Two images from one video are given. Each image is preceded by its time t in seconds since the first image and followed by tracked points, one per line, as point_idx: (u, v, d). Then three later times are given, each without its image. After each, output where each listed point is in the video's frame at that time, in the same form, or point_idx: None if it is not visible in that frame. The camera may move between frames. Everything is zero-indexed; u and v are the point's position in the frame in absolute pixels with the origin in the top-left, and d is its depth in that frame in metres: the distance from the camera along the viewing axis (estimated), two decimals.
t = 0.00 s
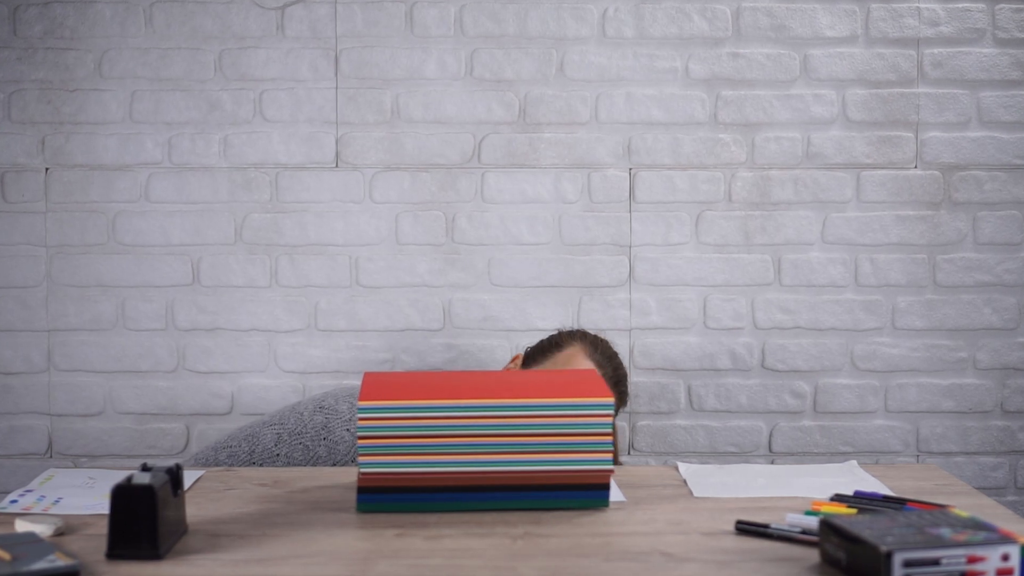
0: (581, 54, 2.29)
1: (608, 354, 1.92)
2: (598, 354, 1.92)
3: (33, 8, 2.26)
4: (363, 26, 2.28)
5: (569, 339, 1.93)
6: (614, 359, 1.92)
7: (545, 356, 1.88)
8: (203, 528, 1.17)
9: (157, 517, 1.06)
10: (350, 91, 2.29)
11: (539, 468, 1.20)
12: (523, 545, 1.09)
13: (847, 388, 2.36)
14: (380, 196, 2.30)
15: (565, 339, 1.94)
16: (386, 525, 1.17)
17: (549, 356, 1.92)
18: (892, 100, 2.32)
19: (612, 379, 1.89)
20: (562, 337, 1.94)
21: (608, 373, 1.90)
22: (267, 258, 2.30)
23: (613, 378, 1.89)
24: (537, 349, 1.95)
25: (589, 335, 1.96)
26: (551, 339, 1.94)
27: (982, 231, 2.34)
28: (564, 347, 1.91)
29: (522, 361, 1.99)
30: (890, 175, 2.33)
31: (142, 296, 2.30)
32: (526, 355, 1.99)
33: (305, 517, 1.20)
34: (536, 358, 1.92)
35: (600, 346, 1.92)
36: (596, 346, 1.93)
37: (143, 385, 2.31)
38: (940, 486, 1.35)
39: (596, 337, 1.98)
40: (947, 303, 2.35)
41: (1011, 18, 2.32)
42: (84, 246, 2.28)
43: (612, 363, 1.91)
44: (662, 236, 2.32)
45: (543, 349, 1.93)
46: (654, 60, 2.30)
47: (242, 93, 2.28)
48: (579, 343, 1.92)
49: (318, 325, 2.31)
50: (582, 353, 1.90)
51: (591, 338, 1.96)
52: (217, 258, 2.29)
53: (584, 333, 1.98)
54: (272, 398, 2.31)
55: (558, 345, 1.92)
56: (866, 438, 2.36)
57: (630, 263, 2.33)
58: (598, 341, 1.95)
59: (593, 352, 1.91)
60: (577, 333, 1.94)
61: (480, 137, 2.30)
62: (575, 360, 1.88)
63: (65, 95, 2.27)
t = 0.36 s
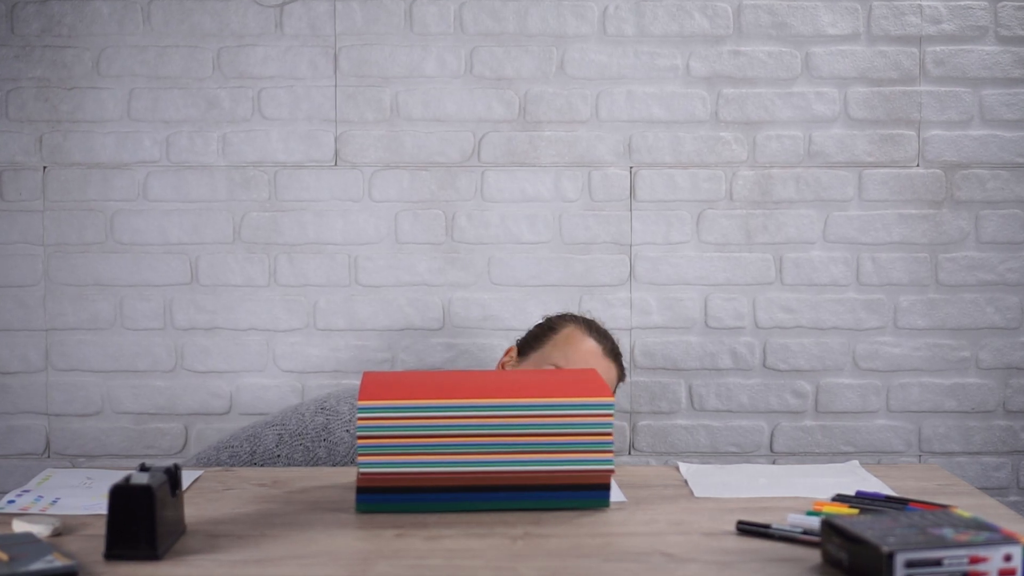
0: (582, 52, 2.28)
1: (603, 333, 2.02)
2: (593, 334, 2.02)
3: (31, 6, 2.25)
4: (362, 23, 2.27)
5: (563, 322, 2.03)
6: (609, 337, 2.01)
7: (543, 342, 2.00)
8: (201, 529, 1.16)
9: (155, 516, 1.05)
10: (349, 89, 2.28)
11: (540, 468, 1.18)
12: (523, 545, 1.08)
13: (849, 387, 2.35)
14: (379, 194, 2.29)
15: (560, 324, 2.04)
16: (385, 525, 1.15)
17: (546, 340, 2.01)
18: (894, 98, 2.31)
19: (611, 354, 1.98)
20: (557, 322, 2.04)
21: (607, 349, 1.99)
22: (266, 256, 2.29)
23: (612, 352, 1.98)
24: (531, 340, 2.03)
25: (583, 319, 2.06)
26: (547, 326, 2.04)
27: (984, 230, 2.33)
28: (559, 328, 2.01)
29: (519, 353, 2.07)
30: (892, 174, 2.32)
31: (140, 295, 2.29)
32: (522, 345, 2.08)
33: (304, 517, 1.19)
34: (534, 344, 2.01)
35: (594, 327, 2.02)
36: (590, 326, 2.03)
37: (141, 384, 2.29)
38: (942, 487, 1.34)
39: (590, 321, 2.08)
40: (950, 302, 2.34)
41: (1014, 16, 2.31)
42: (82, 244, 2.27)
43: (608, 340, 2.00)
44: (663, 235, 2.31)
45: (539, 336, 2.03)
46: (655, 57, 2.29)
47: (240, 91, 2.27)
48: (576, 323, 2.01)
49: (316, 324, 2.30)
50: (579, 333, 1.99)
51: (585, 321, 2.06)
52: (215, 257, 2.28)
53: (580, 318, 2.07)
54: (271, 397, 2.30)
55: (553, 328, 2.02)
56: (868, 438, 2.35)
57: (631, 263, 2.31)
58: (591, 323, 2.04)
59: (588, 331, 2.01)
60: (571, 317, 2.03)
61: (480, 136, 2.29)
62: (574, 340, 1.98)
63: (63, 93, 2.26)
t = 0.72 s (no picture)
0: (582, 50, 2.27)
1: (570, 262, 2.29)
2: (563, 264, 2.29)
3: (28, 3, 2.24)
4: (360, 21, 2.26)
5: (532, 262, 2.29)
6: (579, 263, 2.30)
7: (522, 280, 2.27)
8: (199, 529, 1.15)
9: (153, 516, 1.04)
10: (349, 87, 2.27)
11: (535, 469, 1.17)
12: (522, 545, 1.07)
13: (851, 387, 2.34)
14: (378, 193, 2.28)
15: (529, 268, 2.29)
16: (383, 525, 1.14)
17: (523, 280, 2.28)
18: (896, 96, 2.30)
19: (581, 279, 2.29)
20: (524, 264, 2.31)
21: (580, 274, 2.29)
22: (264, 255, 2.28)
23: (583, 276, 2.28)
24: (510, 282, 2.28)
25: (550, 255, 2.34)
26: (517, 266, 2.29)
27: (986, 229, 2.32)
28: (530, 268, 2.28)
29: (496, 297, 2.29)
30: (894, 172, 2.31)
31: (138, 295, 2.27)
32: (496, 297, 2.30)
33: (302, 518, 1.18)
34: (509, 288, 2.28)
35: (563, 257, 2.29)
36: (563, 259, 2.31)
37: (139, 384, 2.28)
38: (944, 487, 1.33)
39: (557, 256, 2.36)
40: (951, 301, 2.33)
41: (1016, 13, 2.29)
42: (80, 243, 2.26)
43: (578, 267, 2.29)
44: (664, 233, 2.30)
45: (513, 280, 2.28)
46: (656, 55, 2.28)
47: (239, 89, 2.26)
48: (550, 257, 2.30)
49: (315, 323, 2.29)
50: (553, 270, 2.29)
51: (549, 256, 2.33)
52: (214, 256, 2.27)
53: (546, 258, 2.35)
54: (270, 397, 2.29)
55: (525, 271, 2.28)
56: (870, 438, 2.34)
57: (632, 262, 2.30)
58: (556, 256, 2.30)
59: (560, 263, 2.28)
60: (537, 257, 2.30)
61: (480, 134, 2.28)
62: (550, 276, 2.28)
63: (60, 91, 2.25)
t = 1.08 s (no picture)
0: (582, 48, 2.26)
1: (527, 228, 2.21)
2: (521, 232, 2.21)
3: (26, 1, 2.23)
4: (359, 19, 2.25)
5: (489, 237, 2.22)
6: (536, 228, 2.22)
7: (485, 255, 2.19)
8: (198, 529, 1.14)
9: (152, 516, 1.03)
10: (348, 85, 2.25)
11: (528, 469, 1.16)
12: (523, 546, 1.06)
13: (852, 387, 2.33)
14: (378, 192, 2.26)
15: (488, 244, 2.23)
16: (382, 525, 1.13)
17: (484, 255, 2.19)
18: (897, 94, 2.29)
19: (542, 243, 2.19)
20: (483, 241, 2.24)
21: (541, 238, 2.20)
22: (263, 254, 2.26)
23: (542, 240, 2.19)
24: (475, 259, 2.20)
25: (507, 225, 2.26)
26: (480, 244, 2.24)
27: (988, 228, 2.31)
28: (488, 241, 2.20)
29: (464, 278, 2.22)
30: (896, 171, 2.30)
31: (137, 294, 2.26)
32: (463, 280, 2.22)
33: (301, 518, 1.17)
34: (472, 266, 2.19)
35: (519, 226, 2.21)
36: (523, 226, 2.22)
37: (137, 384, 2.27)
38: (946, 487, 1.32)
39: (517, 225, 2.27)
40: (954, 300, 2.32)
41: (1019, 11, 2.28)
42: (78, 242, 2.25)
43: (536, 232, 2.21)
44: (665, 232, 2.29)
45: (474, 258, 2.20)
46: (656, 53, 2.27)
47: (237, 87, 2.25)
48: (508, 227, 2.22)
49: (314, 323, 2.28)
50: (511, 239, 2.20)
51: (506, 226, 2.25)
52: (212, 255, 2.26)
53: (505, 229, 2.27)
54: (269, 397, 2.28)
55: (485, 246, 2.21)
56: (871, 438, 2.33)
57: (633, 261, 2.29)
58: (512, 226, 2.23)
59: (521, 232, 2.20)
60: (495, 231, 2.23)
61: (479, 133, 2.27)
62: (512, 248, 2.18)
63: (58, 89, 2.23)
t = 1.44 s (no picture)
0: (583, 45, 2.25)
1: (523, 227, 2.19)
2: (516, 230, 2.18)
3: None
4: (358, 16, 2.24)
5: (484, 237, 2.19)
6: (532, 226, 2.19)
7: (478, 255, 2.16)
8: (195, 530, 1.12)
9: (149, 517, 1.01)
10: (347, 83, 2.24)
11: (527, 469, 1.14)
12: (522, 547, 1.04)
13: (855, 386, 2.31)
14: (377, 190, 2.25)
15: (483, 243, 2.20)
16: (381, 526, 1.12)
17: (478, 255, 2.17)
18: (900, 92, 2.27)
19: (538, 242, 2.16)
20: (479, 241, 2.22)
21: (537, 238, 2.17)
22: (261, 253, 2.25)
23: (539, 240, 2.16)
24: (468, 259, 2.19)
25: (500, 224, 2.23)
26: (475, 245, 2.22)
27: (992, 226, 2.29)
28: (483, 242, 2.18)
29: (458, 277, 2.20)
30: (899, 169, 2.28)
31: (134, 293, 2.25)
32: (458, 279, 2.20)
33: (300, 519, 1.15)
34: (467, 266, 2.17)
35: (514, 225, 2.19)
36: (518, 225, 2.20)
37: (134, 383, 2.26)
38: (949, 487, 1.30)
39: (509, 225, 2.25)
40: (957, 300, 2.30)
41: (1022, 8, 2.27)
42: (75, 241, 2.24)
43: (532, 231, 2.18)
44: (666, 231, 2.28)
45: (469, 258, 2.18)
46: (657, 51, 2.26)
47: (236, 85, 2.23)
48: (504, 226, 2.20)
49: (313, 322, 2.26)
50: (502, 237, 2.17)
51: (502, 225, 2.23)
52: (210, 253, 2.25)
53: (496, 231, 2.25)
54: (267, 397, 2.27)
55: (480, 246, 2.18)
56: (874, 438, 2.32)
57: (634, 260, 2.28)
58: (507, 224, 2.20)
59: (515, 232, 2.17)
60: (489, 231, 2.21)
61: (479, 131, 2.25)
62: (505, 247, 2.15)
63: (55, 87, 2.22)
